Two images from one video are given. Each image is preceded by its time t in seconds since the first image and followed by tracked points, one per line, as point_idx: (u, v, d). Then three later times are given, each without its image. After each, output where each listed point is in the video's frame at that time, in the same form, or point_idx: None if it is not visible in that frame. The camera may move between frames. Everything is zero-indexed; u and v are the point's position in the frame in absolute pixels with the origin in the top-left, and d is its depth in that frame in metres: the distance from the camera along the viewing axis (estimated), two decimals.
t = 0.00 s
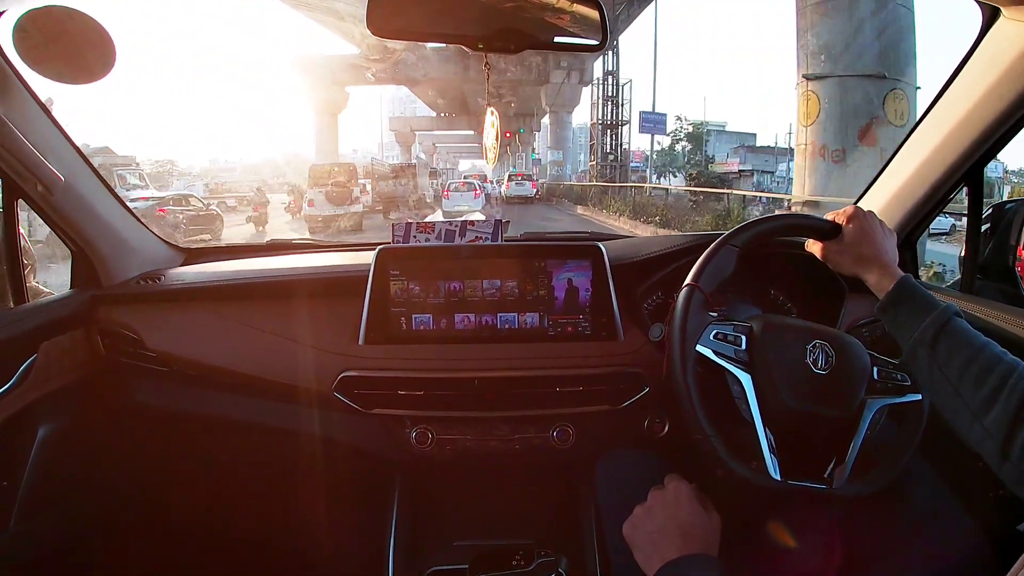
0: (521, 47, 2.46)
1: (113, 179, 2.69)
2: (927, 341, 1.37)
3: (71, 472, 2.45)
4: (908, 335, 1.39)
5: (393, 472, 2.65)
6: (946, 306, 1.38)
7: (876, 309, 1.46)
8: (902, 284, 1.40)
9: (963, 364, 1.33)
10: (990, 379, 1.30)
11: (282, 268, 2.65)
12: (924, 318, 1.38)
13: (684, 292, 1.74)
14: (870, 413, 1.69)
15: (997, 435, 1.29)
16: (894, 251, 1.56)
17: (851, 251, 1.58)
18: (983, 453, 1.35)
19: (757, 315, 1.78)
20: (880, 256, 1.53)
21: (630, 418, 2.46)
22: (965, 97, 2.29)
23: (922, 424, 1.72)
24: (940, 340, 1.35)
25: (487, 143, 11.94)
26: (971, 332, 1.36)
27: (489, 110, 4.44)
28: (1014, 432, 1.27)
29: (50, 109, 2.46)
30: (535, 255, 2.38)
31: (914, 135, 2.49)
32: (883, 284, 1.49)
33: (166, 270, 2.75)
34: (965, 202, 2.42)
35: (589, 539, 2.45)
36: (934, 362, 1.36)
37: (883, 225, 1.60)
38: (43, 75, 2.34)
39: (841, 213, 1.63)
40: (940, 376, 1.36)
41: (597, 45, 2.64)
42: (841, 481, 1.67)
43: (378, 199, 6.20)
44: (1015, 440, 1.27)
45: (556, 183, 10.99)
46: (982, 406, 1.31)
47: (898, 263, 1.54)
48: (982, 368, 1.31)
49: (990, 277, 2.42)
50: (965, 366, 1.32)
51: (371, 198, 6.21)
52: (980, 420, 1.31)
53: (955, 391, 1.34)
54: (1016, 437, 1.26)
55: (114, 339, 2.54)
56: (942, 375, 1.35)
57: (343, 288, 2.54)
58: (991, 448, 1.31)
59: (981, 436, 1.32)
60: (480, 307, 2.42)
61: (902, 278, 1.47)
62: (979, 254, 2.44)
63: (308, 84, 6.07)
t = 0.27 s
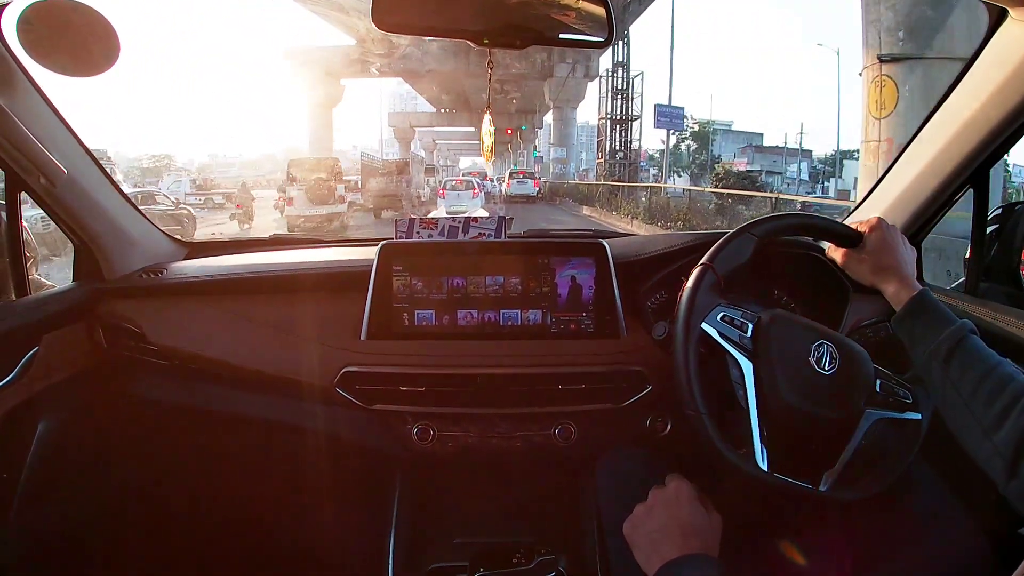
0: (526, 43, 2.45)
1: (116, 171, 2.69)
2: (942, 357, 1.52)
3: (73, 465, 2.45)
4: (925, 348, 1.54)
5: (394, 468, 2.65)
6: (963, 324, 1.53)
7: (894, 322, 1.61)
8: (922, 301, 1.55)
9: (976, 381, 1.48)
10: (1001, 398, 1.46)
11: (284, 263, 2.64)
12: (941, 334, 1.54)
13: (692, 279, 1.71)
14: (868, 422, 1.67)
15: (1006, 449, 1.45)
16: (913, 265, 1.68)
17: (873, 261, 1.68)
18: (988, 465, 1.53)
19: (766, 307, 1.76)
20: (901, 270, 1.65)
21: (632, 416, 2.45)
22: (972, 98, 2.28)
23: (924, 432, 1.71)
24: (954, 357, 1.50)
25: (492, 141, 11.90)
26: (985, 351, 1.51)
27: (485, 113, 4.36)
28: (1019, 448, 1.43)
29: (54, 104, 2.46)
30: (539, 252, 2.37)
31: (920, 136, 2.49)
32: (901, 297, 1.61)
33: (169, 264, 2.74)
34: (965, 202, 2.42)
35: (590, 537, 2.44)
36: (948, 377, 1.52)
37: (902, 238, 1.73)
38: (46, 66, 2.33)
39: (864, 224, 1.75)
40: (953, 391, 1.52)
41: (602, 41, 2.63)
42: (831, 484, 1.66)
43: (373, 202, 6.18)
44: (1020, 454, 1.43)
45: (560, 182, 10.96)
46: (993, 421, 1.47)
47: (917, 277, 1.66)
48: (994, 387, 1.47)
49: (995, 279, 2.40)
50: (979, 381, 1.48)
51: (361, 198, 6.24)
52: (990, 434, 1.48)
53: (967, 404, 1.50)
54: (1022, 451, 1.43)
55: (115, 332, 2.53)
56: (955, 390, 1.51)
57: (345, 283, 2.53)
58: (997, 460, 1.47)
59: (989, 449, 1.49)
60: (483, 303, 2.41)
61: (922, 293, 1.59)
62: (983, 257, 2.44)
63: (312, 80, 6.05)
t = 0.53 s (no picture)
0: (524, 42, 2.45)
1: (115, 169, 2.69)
2: (944, 367, 1.44)
3: (71, 462, 2.46)
4: (928, 357, 1.47)
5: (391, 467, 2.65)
6: (967, 335, 1.45)
7: (897, 329, 1.54)
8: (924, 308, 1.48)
9: (977, 394, 1.40)
10: (1003, 410, 1.36)
11: (282, 261, 2.64)
12: (944, 343, 1.46)
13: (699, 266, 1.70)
14: (858, 429, 1.66)
15: (1005, 466, 1.35)
16: (920, 276, 1.62)
17: (879, 269, 1.64)
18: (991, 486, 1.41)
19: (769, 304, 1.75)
20: (907, 279, 1.59)
21: (629, 416, 2.45)
22: (972, 99, 2.28)
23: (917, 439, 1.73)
24: (955, 367, 1.42)
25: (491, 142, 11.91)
26: (989, 363, 1.43)
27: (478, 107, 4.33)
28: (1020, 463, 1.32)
29: (54, 103, 2.46)
30: (537, 251, 2.37)
31: (919, 137, 2.48)
32: (905, 305, 1.56)
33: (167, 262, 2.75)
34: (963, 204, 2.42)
35: (586, 537, 2.44)
36: (949, 388, 1.44)
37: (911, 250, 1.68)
38: (44, 63, 2.33)
39: (876, 232, 1.70)
40: (954, 403, 1.43)
41: (600, 41, 2.63)
42: (817, 485, 1.67)
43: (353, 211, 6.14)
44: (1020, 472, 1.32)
45: (559, 182, 10.96)
46: (993, 436, 1.37)
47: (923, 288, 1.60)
48: (995, 399, 1.38)
49: (995, 280, 2.36)
50: (980, 394, 1.39)
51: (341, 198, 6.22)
52: (989, 448, 1.38)
53: (967, 417, 1.41)
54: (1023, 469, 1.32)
55: (114, 330, 2.53)
56: (957, 400, 1.42)
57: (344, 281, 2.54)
58: (998, 478, 1.36)
59: (989, 465, 1.38)
60: (480, 303, 2.41)
61: (926, 301, 1.54)
62: (983, 257, 2.39)
63: (312, 78, 6.06)
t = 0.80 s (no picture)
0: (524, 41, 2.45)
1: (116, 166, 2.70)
2: (948, 374, 1.42)
3: (71, 460, 2.46)
4: (932, 364, 1.45)
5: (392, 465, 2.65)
6: (971, 343, 1.43)
7: (903, 335, 1.52)
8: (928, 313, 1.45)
9: (980, 400, 1.37)
10: (1006, 418, 1.33)
11: (284, 260, 2.63)
12: (949, 350, 1.44)
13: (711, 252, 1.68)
14: (858, 432, 1.67)
15: (1007, 474, 1.32)
16: (927, 284, 1.59)
17: (887, 275, 1.60)
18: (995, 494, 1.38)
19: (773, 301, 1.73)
20: (914, 286, 1.56)
21: (629, 415, 2.45)
22: (974, 99, 2.27)
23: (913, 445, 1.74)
24: (959, 374, 1.40)
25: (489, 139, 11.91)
26: (994, 371, 1.40)
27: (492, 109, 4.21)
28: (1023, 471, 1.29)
29: (56, 101, 2.46)
30: (538, 250, 2.37)
31: (920, 138, 2.48)
32: (911, 312, 1.53)
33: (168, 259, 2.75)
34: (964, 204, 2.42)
35: (587, 536, 2.44)
36: (953, 395, 1.41)
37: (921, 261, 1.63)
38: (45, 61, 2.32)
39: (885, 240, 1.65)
40: (957, 409, 1.41)
41: (603, 39, 2.62)
42: (810, 483, 1.65)
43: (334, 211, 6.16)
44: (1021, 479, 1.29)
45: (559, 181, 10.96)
46: (996, 442, 1.34)
47: (929, 296, 1.57)
48: (998, 405, 1.35)
49: (995, 281, 2.35)
50: (983, 400, 1.37)
51: (325, 198, 6.24)
52: (993, 455, 1.35)
53: (971, 423, 1.38)
54: None
55: (115, 327, 2.53)
56: (960, 407, 1.40)
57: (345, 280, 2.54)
58: (1002, 486, 1.33)
59: (992, 473, 1.35)
60: (482, 301, 2.41)
61: (932, 309, 1.51)
62: (982, 258, 2.38)
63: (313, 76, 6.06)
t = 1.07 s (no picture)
0: (528, 39, 2.45)
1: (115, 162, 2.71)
2: (955, 389, 1.42)
3: (73, 455, 2.46)
4: (939, 378, 1.45)
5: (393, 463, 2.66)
6: (981, 358, 1.43)
7: (911, 346, 1.53)
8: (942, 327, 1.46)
9: (988, 417, 1.38)
10: (1013, 434, 1.34)
11: (286, 257, 2.64)
12: (957, 364, 1.44)
13: (722, 242, 1.70)
14: (849, 440, 1.67)
15: (1010, 491, 1.33)
16: (937, 299, 1.62)
17: (900, 287, 1.62)
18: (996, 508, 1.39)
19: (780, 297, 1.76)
20: (927, 300, 1.59)
21: (631, 414, 2.45)
22: (978, 100, 2.27)
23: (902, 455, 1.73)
24: (968, 390, 1.40)
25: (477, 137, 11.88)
26: (1002, 387, 1.41)
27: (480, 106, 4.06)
28: None
29: (59, 98, 2.47)
30: (540, 249, 2.37)
31: (924, 138, 2.48)
32: (923, 325, 1.55)
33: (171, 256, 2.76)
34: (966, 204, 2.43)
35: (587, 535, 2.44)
36: (960, 410, 1.42)
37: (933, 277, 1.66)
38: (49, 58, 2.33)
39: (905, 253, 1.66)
40: (963, 424, 1.41)
41: (606, 38, 2.62)
42: (797, 481, 1.69)
43: (322, 212, 6.16)
44: None
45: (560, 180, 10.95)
46: (1001, 459, 1.35)
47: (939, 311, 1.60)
48: (1006, 422, 1.35)
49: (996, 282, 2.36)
50: (991, 416, 1.37)
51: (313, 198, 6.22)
52: (998, 470, 1.36)
53: (977, 439, 1.39)
54: None
55: (117, 323, 2.53)
56: (966, 423, 1.40)
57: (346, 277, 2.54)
58: (1004, 502, 1.35)
59: (995, 488, 1.36)
60: (484, 300, 2.41)
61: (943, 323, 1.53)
62: (985, 259, 2.39)
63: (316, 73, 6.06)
